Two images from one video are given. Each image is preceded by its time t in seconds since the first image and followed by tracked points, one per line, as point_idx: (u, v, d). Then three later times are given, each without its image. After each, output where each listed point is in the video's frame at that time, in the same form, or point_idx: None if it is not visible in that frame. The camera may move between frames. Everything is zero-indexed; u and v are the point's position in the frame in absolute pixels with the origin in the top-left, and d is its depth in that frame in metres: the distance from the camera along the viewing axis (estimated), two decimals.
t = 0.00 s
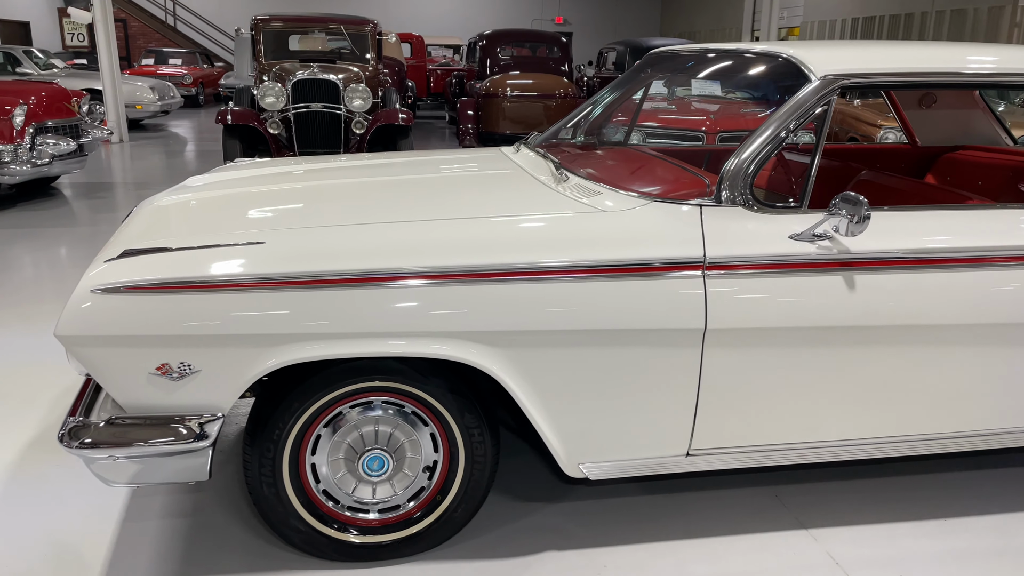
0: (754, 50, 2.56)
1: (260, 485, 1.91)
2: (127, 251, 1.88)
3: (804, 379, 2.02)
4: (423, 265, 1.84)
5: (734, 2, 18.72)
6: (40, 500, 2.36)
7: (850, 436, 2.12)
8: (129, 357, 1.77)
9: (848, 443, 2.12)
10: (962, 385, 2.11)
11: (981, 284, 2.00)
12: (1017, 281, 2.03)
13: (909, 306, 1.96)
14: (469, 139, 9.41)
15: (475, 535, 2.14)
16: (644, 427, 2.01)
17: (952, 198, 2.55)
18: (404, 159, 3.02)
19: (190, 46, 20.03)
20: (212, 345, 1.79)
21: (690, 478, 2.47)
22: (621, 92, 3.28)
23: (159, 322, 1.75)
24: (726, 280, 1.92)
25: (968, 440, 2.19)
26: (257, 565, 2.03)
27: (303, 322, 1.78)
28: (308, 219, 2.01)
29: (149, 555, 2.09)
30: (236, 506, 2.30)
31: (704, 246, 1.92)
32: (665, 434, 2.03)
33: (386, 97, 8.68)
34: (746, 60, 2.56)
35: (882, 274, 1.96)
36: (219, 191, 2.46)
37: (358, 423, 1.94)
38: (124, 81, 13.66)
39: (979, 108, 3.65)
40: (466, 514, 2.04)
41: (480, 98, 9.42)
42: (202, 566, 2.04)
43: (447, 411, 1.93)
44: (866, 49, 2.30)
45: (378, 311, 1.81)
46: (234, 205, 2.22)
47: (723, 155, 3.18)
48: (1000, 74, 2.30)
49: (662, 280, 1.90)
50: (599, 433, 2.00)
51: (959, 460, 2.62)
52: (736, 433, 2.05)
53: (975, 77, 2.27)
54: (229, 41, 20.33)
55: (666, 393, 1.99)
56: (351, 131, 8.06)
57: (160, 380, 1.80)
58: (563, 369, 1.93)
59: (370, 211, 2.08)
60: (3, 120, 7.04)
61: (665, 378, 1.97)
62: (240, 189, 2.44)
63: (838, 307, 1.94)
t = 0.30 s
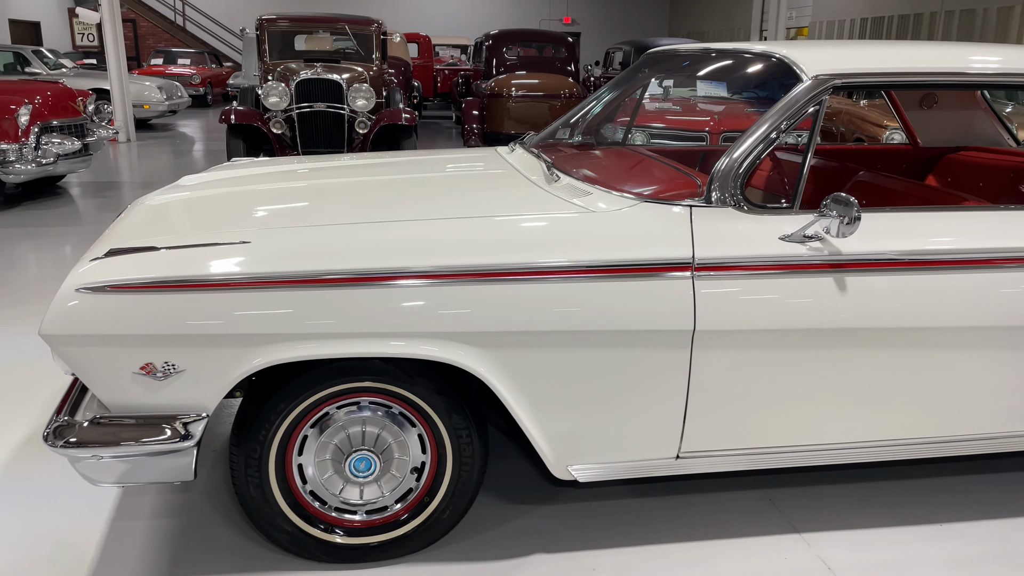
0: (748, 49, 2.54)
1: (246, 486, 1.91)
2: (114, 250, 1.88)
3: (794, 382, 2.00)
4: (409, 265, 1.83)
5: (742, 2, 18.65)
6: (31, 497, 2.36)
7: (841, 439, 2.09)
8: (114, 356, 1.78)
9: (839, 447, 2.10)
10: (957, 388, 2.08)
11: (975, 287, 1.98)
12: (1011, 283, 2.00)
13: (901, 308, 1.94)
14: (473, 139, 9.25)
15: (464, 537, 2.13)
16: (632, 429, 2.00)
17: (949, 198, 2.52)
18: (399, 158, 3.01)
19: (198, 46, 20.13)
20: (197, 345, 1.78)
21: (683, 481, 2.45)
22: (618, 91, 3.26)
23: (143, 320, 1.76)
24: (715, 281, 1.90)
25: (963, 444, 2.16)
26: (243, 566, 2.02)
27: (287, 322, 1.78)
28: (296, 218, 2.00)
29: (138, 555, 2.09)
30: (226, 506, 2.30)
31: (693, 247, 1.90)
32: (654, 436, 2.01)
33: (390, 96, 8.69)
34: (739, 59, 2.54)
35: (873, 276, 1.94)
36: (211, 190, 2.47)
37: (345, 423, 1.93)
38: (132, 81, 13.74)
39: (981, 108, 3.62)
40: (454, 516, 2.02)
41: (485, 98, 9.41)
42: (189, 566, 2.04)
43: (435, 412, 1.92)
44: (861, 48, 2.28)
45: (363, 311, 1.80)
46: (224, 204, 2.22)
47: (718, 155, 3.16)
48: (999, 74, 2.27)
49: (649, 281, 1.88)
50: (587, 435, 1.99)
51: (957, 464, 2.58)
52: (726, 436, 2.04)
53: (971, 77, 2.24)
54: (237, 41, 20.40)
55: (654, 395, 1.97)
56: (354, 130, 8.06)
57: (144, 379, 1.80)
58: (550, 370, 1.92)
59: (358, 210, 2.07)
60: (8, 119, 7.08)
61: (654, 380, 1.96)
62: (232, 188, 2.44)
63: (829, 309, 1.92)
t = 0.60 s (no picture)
0: (741, 47, 2.51)
1: (231, 486, 1.90)
2: (99, 249, 1.88)
3: (783, 385, 1.98)
4: (390, 265, 1.82)
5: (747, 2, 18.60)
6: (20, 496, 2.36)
7: (831, 442, 2.08)
8: (96, 355, 1.77)
9: (829, 450, 2.08)
10: (948, 391, 2.06)
11: (966, 289, 1.96)
12: (1002, 285, 1.98)
13: (890, 310, 1.92)
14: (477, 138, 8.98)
15: (450, 539, 2.12)
16: (619, 430, 1.98)
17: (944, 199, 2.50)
18: (391, 156, 3.00)
19: (203, 46, 20.17)
20: (180, 344, 1.78)
21: (674, 483, 2.43)
22: (615, 90, 3.24)
23: (125, 319, 1.75)
24: (702, 281, 1.89)
25: (954, 448, 2.14)
26: (227, 567, 2.01)
27: (270, 322, 1.77)
28: (281, 217, 1.99)
29: (123, 555, 2.09)
30: (213, 506, 2.29)
31: (681, 247, 1.89)
32: (641, 438, 2.00)
33: (391, 96, 8.68)
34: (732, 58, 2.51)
35: (863, 277, 1.92)
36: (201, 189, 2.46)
37: (330, 424, 1.92)
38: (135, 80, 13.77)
39: (980, 108, 3.62)
40: (440, 518, 2.01)
41: (487, 98, 9.40)
42: (174, 567, 2.04)
43: (420, 413, 1.91)
44: (855, 47, 2.25)
45: (347, 311, 1.79)
46: (212, 202, 2.21)
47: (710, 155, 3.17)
48: (992, 73, 2.24)
49: (637, 282, 1.87)
50: (573, 436, 1.98)
51: (951, 468, 2.56)
52: (714, 438, 2.02)
53: (966, 76, 2.21)
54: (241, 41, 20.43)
55: (641, 397, 1.96)
56: (354, 130, 8.05)
57: (127, 379, 1.80)
58: (536, 371, 1.90)
59: (345, 208, 2.06)
60: (9, 119, 7.09)
61: (640, 381, 1.94)
62: (222, 187, 2.43)
63: (817, 310, 1.90)
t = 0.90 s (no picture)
0: (733, 46, 2.49)
1: (214, 487, 1.89)
2: (81, 248, 1.86)
3: (770, 386, 1.97)
4: (373, 265, 1.80)
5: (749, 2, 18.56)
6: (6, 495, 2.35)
7: (819, 444, 2.06)
8: (77, 354, 1.76)
9: (817, 451, 2.07)
10: (937, 393, 2.04)
11: (955, 289, 1.94)
12: (992, 286, 1.96)
13: (878, 311, 1.91)
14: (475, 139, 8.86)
15: (435, 541, 2.11)
16: (605, 432, 1.97)
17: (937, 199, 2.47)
18: (383, 156, 2.98)
19: (204, 46, 20.19)
20: (161, 344, 1.77)
21: (663, 484, 2.42)
22: (609, 88, 3.22)
23: (106, 319, 1.74)
24: (689, 282, 1.87)
25: (943, 450, 2.12)
26: (210, 568, 2.00)
27: (252, 322, 1.76)
28: (265, 216, 1.98)
29: (107, 556, 2.08)
30: (199, 507, 2.28)
31: (667, 247, 1.88)
32: (627, 439, 1.98)
33: (390, 96, 8.67)
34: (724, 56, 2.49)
35: (851, 278, 1.91)
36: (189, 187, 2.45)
37: (314, 424, 1.91)
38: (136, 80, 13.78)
39: (976, 108, 3.60)
40: (424, 519, 2.00)
41: (487, 98, 9.39)
42: (157, 568, 2.02)
43: (404, 414, 1.90)
44: (846, 46, 2.24)
45: (329, 311, 1.77)
46: (198, 200, 2.19)
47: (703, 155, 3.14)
48: (984, 71, 2.22)
49: (622, 282, 1.86)
50: (559, 438, 1.96)
51: (943, 470, 2.55)
52: (701, 440, 2.01)
53: (958, 75, 2.19)
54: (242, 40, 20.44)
55: (627, 398, 1.94)
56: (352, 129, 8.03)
57: (108, 379, 1.79)
58: (521, 372, 1.89)
59: (332, 207, 2.05)
60: (7, 118, 7.09)
61: (626, 382, 1.93)
62: (209, 186, 2.42)
63: (805, 311, 1.88)
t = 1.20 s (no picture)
0: (723, 44, 2.47)
1: (194, 489, 1.87)
2: (60, 248, 1.85)
3: (755, 387, 1.95)
4: (352, 265, 1.78)
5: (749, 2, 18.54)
6: None
7: (805, 445, 2.05)
8: (54, 354, 1.75)
9: (803, 453, 2.05)
10: (924, 395, 2.03)
11: (942, 291, 1.93)
12: (980, 288, 1.95)
13: (864, 312, 1.89)
14: (471, 139, 8.78)
15: (419, 543, 2.09)
16: (589, 433, 1.95)
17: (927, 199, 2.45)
18: (372, 155, 2.96)
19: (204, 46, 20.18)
20: (140, 345, 1.75)
21: (651, 486, 2.40)
22: (602, 87, 3.19)
23: (83, 319, 1.72)
24: (673, 282, 1.85)
25: (930, 452, 2.11)
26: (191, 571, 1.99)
27: (231, 322, 1.74)
28: (247, 215, 1.96)
29: (89, 558, 2.06)
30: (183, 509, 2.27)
31: (652, 247, 1.86)
32: (611, 441, 1.97)
33: (387, 96, 8.65)
34: (715, 55, 2.47)
35: (837, 278, 1.89)
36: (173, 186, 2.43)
37: (296, 425, 1.89)
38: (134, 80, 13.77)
39: (970, 107, 3.56)
40: (408, 521, 1.99)
41: (484, 98, 9.38)
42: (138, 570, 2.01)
43: (387, 415, 1.88)
44: (836, 44, 2.22)
45: (310, 312, 1.76)
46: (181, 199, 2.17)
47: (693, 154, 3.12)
48: (975, 70, 2.20)
49: (606, 282, 1.84)
50: (543, 439, 1.95)
51: (933, 472, 2.54)
52: (686, 441, 1.99)
53: (955, 74, 2.17)
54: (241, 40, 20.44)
55: (612, 399, 1.93)
56: (348, 129, 8.01)
57: (86, 379, 1.77)
58: (504, 373, 1.87)
59: (316, 206, 2.03)
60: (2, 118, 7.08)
61: (610, 384, 1.91)
62: (194, 184, 2.40)
63: (790, 312, 1.87)
